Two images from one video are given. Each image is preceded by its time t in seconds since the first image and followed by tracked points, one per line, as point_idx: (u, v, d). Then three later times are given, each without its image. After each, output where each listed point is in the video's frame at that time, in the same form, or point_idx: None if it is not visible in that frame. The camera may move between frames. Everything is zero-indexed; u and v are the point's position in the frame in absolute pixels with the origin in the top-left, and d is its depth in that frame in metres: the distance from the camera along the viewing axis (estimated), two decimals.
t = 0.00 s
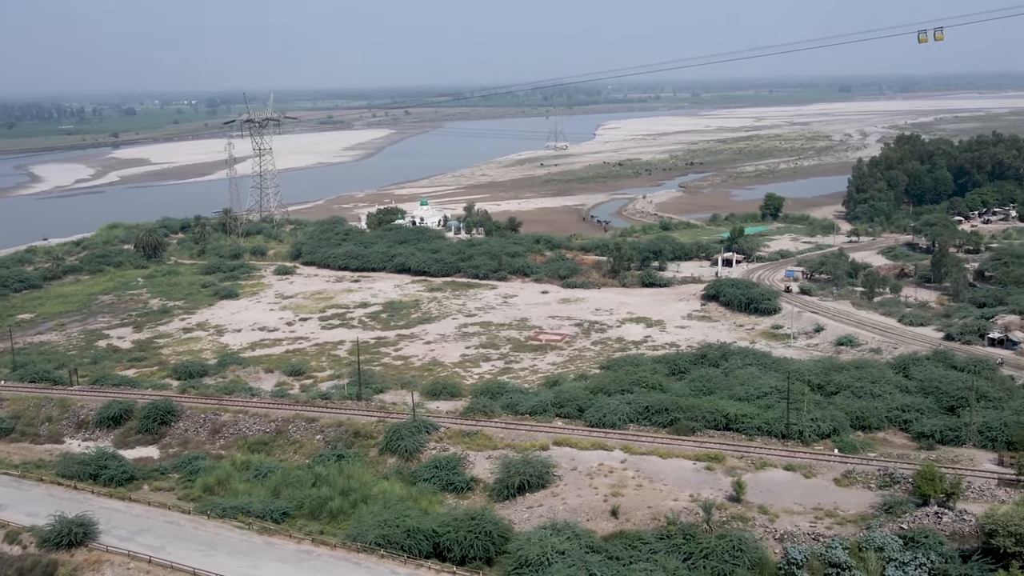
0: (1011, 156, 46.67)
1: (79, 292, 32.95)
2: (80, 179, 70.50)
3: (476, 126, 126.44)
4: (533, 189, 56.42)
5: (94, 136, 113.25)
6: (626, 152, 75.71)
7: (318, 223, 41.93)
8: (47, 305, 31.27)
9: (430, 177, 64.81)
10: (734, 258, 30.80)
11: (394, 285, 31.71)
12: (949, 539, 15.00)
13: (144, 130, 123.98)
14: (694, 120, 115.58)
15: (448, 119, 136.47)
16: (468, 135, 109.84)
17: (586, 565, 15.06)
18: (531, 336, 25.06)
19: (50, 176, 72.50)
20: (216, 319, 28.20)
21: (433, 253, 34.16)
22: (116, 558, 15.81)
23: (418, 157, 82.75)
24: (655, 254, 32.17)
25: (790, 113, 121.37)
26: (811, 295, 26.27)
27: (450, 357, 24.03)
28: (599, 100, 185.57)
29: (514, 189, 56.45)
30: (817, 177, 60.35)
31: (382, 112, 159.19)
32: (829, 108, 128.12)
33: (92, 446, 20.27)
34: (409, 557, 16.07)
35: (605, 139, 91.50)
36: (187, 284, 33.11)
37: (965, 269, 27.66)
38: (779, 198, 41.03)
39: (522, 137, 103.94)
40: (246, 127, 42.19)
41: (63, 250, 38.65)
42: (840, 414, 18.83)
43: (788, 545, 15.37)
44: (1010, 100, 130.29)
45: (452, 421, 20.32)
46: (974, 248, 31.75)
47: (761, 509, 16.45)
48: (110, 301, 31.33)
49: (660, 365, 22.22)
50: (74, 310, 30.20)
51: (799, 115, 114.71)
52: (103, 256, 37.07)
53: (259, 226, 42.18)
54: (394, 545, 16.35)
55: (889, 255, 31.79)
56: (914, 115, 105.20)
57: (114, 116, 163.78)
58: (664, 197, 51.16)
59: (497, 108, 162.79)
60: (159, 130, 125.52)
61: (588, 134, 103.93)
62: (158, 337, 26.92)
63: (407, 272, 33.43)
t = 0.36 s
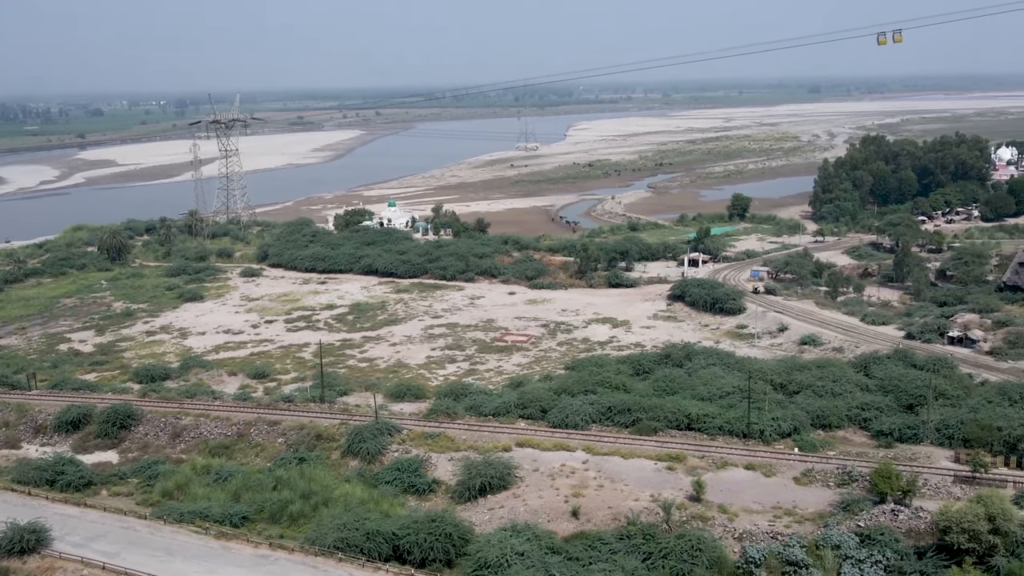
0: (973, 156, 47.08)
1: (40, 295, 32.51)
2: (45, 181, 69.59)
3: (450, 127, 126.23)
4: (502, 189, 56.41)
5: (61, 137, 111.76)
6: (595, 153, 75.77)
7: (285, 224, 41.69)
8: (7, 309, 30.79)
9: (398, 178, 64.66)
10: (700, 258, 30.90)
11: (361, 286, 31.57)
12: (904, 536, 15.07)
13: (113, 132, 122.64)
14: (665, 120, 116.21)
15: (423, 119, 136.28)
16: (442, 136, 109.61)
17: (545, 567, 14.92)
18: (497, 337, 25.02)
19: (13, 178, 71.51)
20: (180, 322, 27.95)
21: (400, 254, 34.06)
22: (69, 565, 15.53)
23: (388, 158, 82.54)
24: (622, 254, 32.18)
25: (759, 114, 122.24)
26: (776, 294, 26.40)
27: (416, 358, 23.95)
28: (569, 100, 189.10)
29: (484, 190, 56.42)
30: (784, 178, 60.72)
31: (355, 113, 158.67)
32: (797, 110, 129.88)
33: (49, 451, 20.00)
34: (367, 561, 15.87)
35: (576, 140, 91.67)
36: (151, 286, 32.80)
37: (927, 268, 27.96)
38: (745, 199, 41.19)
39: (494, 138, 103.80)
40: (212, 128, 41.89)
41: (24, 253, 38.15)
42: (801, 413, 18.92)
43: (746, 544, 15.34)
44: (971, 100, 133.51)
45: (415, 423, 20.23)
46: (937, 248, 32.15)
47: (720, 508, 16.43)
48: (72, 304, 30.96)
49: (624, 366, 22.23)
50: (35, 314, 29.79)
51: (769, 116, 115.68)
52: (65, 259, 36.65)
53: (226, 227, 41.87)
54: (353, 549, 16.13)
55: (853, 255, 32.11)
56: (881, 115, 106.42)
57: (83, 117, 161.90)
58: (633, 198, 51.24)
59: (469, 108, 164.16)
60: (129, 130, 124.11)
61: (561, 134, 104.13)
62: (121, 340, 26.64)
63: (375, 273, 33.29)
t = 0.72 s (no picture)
0: (938, 156, 47.50)
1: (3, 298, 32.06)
2: (10, 183, 68.65)
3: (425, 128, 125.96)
4: (473, 190, 56.30)
5: (29, 138, 110.17)
6: (566, 154, 75.70)
7: (253, 226, 41.40)
8: None
9: (369, 179, 64.40)
10: (668, 258, 30.97)
11: (330, 288, 31.40)
12: (863, 534, 15.09)
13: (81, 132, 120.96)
14: (638, 121, 116.60)
15: (397, 120, 135.84)
16: (415, 137, 109.26)
17: (506, 569, 14.78)
18: (464, 339, 24.96)
19: None
20: (146, 325, 27.69)
21: (368, 256, 33.93)
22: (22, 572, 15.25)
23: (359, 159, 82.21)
24: (591, 255, 32.15)
25: (731, 114, 122.95)
26: (743, 294, 26.50)
27: (383, 360, 23.86)
28: (543, 100, 190.63)
29: (455, 190, 56.29)
30: (753, 178, 60.98)
31: (325, 113, 157.58)
32: (767, 111, 131.27)
33: (7, 457, 19.73)
34: (328, 564, 15.68)
35: (547, 141, 91.68)
36: (116, 289, 32.47)
37: (892, 268, 28.21)
38: (714, 199, 41.30)
39: (468, 138, 103.50)
40: (178, 130, 41.51)
41: None
42: (764, 412, 18.97)
43: (707, 543, 15.30)
44: (938, 101, 135.49)
45: (380, 426, 20.12)
46: (902, 248, 32.51)
47: (682, 508, 16.39)
48: (35, 308, 30.58)
49: (590, 367, 22.21)
50: None
51: (740, 117, 116.34)
52: (29, 262, 36.20)
53: (193, 229, 41.50)
54: (313, 553, 15.93)
55: (820, 255, 32.36)
56: (850, 116, 107.30)
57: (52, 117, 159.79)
58: (603, 199, 51.25)
59: (442, 108, 165.18)
60: (97, 130, 122.52)
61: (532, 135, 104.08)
62: (84, 344, 26.34)
63: (343, 275, 33.12)
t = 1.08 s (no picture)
0: (901, 157, 47.98)
1: None
2: None
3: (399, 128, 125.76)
4: (441, 191, 56.21)
5: None
6: (535, 155, 75.75)
7: (217, 228, 41.12)
8: None
9: (336, 180, 64.18)
10: (633, 259, 31.06)
11: (294, 290, 31.23)
12: (817, 531, 15.06)
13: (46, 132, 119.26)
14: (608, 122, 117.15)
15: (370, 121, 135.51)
16: (387, 137, 108.97)
17: (460, 570, 14.58)
18: (427, 340, 24.91)
19: None
20: (106, 329, 27.41)
21: (333, 258, 33.80)
22: None
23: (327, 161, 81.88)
24: (556, 256, 32.13)
25: (700, 114, 123.90)
26: (707, 294, 26.63)
27: (345, 362, 23.78)
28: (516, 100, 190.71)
29: (423, 191, 56.19)
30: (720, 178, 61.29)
31: (297, 113, 156.91)
32: (736, 111, 132.60)
33: None
34: (281, 567, 15.43)
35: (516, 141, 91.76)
36: (77, 292, 32.12)
37: (853, 267, 28.48)
38: (680, 199, 41.43)
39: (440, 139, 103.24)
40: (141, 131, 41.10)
41: None
42: (723, 412, 19.01)
43: (663, 543, 15.21)
44: (901, 102, 137.91)
45: (339, 428, 19.99)
46: (863, 248, 32.91)
47: (640, 508, 16.32)
48: None
49: (553, 368, 22.19)
50: None
51: (709, 117, 117.17)
52: None
53: (156, 231, 41.11)
54: (267, 556, 15.65)
55: (784, 255, 32.57)
56: (817, 116, 108.37)
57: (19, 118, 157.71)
58: (569, 199, 51.28)
59: (414, 108, 165.11)
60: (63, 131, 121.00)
61: (502, 136, 104.13)
62: (42, 348, 26.02)
63: (308, 277, 32.95)
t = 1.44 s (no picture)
0: (866, 157, 48.38)
1: None
2: None
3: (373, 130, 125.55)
4: (410, 192, 56.14)
5: None
6: (506, 156, 75.81)
7: (181, 230, 40.83)
8: None
9: (305, 182, 63.98)
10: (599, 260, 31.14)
11: (259, 292, 31.04)
12: (774, 530, 15.02)
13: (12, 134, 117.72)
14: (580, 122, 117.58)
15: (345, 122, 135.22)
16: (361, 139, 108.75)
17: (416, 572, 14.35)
18: (392, 342, 24.84)
19: None
20: (67, 332, 27.13)
21: (299, 259, 33.65)
22: None
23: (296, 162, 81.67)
24: (523, 257, 32.06)
25: (672, 115, 124.85)
26: (672, 294, 26.75)
27: (309, 364, 23.69)
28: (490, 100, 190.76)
29: (392, 192, 56.09)
30: (689, 179, 61.55)
31: (272, 114, 156.20)
32: (705, 111, 133.93)
33: None
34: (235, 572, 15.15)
35: (488, 142, 91.87)
36: (38, 295, 31.76)
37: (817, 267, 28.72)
38: (648, 199, 41.53)
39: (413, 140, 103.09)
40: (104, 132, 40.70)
41: None
42: (684, 412, 19.05)
43: (621, 543, 15.08)
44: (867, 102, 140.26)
45: (300, 431, 19.87)
46: (827, 248, 33.18)
47: (599, 508, 16.24)
48: None
49: (516, 369, 22.17)
50: None
51: (681, 118, 117.96)
52: None
53: (120, 233, 40.74)
54: (220, 561, 15.36)
55: (749, 255, 32.76)
56: (786, 117, 109.31)
57: None
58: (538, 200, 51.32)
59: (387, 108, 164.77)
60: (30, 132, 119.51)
61: (475, 137, 104.27)
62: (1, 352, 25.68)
63: (273, 279, 32.77)
